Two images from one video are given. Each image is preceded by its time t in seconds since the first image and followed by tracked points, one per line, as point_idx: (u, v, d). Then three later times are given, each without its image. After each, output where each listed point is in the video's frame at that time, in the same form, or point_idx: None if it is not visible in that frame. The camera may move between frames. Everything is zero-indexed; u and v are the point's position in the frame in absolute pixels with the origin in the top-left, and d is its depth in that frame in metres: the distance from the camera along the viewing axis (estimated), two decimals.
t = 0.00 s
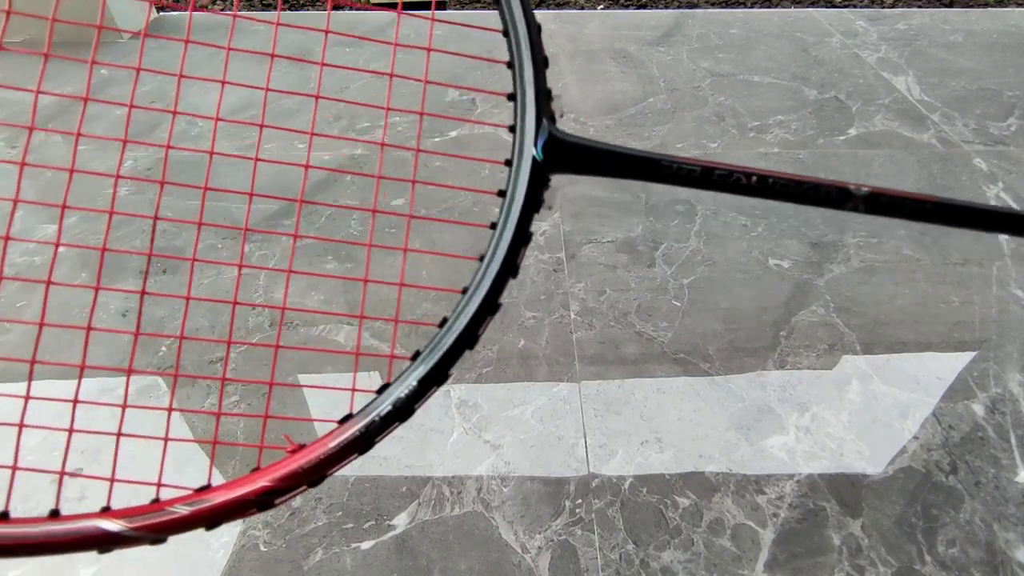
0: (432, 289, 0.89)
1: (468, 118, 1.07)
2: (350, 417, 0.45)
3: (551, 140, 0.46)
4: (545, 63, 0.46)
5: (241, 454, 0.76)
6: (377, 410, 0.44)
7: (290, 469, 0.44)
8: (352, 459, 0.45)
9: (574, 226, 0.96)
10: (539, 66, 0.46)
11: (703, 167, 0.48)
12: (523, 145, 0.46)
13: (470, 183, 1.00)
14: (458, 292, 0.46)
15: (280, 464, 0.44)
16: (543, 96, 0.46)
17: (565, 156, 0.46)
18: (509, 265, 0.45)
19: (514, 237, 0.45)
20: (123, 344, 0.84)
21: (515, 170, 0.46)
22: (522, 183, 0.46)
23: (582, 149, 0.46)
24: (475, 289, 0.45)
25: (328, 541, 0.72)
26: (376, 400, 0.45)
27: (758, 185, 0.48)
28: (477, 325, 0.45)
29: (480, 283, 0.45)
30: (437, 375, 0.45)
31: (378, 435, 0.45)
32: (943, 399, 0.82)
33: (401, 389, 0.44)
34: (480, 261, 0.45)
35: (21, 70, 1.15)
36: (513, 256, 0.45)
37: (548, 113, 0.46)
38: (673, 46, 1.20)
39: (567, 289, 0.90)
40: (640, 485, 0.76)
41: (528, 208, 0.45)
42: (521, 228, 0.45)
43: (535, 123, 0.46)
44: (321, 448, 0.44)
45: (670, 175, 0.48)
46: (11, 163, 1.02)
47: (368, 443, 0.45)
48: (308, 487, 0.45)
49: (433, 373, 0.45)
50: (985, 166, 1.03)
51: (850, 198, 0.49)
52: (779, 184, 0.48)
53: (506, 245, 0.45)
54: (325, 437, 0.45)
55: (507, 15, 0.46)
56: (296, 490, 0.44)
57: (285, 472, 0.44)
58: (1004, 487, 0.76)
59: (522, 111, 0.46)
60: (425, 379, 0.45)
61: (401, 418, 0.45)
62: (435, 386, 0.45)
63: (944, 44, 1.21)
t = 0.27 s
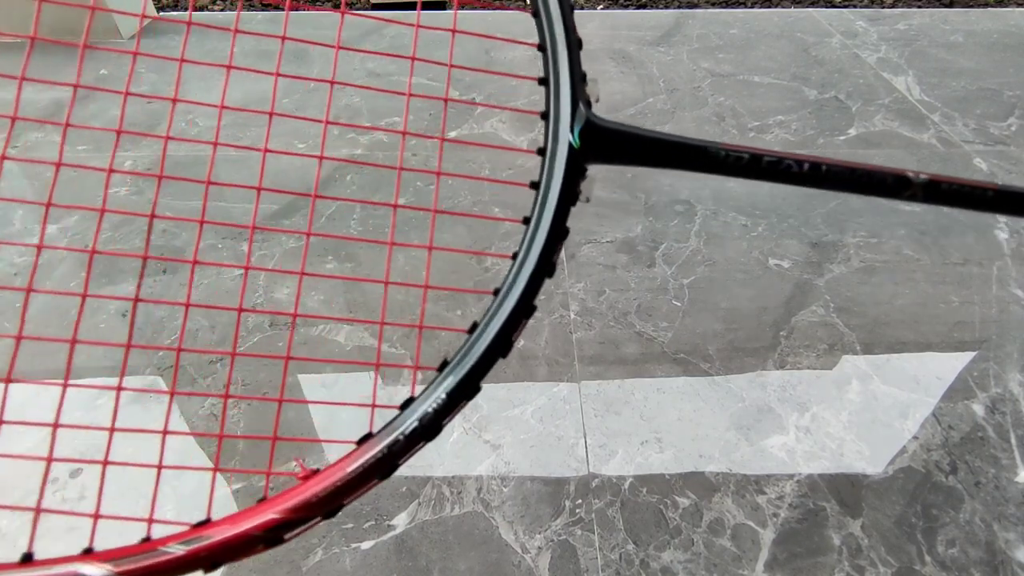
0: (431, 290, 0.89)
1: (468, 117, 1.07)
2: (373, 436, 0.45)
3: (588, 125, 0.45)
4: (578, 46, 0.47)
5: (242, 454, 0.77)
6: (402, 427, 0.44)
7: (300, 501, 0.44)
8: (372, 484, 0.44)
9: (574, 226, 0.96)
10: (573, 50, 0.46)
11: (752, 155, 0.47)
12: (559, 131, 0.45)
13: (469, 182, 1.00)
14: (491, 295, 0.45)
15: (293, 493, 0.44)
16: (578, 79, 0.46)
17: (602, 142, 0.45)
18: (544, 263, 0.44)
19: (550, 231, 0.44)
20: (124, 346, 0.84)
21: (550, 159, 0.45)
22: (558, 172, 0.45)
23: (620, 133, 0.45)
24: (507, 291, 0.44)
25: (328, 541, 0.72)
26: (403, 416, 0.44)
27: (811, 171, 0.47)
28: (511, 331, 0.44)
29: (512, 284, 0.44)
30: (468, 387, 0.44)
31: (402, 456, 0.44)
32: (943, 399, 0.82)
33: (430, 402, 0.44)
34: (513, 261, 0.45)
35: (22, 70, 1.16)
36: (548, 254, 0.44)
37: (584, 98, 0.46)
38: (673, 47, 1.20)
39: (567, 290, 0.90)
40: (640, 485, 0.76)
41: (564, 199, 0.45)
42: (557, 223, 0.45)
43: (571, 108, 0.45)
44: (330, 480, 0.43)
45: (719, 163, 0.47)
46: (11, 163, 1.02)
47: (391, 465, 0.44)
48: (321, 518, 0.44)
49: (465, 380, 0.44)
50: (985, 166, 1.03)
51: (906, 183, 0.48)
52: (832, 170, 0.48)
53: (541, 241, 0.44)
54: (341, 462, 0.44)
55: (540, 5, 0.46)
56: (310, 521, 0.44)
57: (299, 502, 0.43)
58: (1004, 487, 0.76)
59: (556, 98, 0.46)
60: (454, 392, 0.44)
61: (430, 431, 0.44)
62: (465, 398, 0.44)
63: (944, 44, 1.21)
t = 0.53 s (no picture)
0: (431, 290, 0.89)
1: (468, 118, 1.07)
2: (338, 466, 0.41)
3: (570, 119, 0.43)
4: (558, 37, 0.45)
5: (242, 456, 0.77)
6: (370, 455, 0.41)
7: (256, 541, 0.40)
8: (337, 519, 0.41)
9: (574, 226, 0.96)
10: (553, 42, 0.44)
11: (748, 151, 0.45)
12: (539, 126, 0.43)
13: (469, 182, 1.00)
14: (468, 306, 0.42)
15: (248, 533, 0.41)
16: (559, 71, 0.43)
17: (584, 138, 0.43)
18: (526, 270, 0.41)
19: (532, 234, 0.41)
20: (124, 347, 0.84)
21: (531, 156, 0.43)
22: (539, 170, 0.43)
23: (602, 129, 0.43)
24: (486, 301, 0.41)
25: (328, 541, 0.72)
26: (371, 442, 0.41)
27: (811, 167, 0.45)
28: (490, 345, 0.41)
29: (491, 294, 0.41)
30: (443, 408, 0.41)
31: (370, 488, 0.41)
32: (943, 399, 0.82)
33: (400, 426, 0.41)
34: (492, 269, 0.42)
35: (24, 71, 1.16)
36: (530, 258, 0.41)
37: (565, 92, 0.44)
38: (673, 47, 1.20)
39: (567, 290, 0.90)
40: (640, 485, 0.76)
41: (547, 199, 0.42)
42: (540, 224, 0.42)
43: (551, 102, 0.43)
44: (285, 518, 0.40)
45: (712, 161, 0.45)
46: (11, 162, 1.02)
47: (358, 498, 0.40)
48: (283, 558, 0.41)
49: (439, 401, 0.41)
50: (985, 165, 1.03)
51: (910, 179, 0.46)
52: (834, 166, 0.46)
53: (523, 245, 0.41)
54: (302, 496, 0.41)
55: None
56: (267, 563, 0.41)
57: (256, 541, 0.40)
58: (1004, 487, 0.76)
59: (535, 92, 0.43)
60: (428, 413, 0.41)
61: (401, 459, 0.41)
62: (441, 421, 0.41)
63: (944, 44, 1.21)
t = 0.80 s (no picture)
0: (431, 290, 0.89)
1: (468, 118, 1.07)
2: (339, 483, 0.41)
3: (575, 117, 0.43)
4: (561, 32, 0.44)
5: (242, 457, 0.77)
6: (372, 471, 0.40)
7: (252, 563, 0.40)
8: (336, 540, 0.41)
9: (574, 227, 0.96)
10: (555, 38, 0.44)
11: (758, 150, 0.45)
12: (543, 127, 0.43)
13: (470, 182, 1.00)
14: (472, 315, 0.42)
15: (243, 557, 0.40)
16: (561, 69, 0.43)
17: (590, 138, 0.43)
18: (530, 277, 0.41)
19: (536, 240, 0.41)
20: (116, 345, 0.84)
21: (534, 159, 0.43)
22: (542, 173, 0.43)
23: (607, 127, 0.43)
24: (490, 310, 0.41)
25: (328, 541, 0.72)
26: (373, 459, 0.41)
27: (823, 167, 0.45)
28: (494, 355, 0.41)
29: (495, 303, 0.41)
30: (447, 421, 0.41)
31: (372, 505, 0.41)
32: (943, 399, 0.82)
33: (403, 440, 0.41)
34: (495, 277, 0.42)
35: (23, 70, 1.16)
36: (534, 265, 0.41)
37: (569, 90, 0.43)
38: (674, 47, 1.20)
39: (567, 290, 0.90)
40: (640, 485, 0.76)
41: (551, 203, 0.42)
42: (544, 229, 0.41)
43: (556, 101, 0.43)
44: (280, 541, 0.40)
45: (722, 161, 0.45)
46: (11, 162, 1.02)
47: (359, 516, 0.40)
48: None
49: (442, 414, 0.41)
50: (985, 165, 1.03)
51: (923, 177, 0.47)
52: (845, 166, 0.46)
53: (527, 251, 0.41)
54: (300, 517, 0.41)
55: None
56: None
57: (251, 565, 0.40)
58: (1004, 487, 0.76)
59: (538, 92, 0.43)
60: (431, 427, 0.41)
61: (404, 475, 0.41)
62: (444, 433, 0.41)
63: (944, 44, 1.21)
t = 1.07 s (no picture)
0: (431, 289, 0.89)
1: (468, 117, 1.07)
2: (343, 498, 0.41)
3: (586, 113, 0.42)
4: (570, 26, 0.44)
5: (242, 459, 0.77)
6: (377, 486, 0.40)
7: None
8: (341, 554, 0.41)
9: (574, 227, 0.96)
10: (566, 34, 0.43)
11: (775, 148, 0.45)
12: (553, 126, 0.42)
13: (470, 182, 1.00)
14: (479, 322, 0.42)
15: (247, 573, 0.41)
16: (572, 65, 0.43)
17: (603, 135, 0.42)
18: (540, 282, 0.41)
19: (546, 242, 0.41)
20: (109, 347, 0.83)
21: (544, 158, 0.42)
22: (553, 174, 0.42)
23: (619, 124, 0.43)
24: (498, 317, 0.41)
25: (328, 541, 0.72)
26: (378, 473, 0.41)
27: (840, 165, 0.45)
28: (502, 362, 0.41)
29: (503, 310, 0.41)
30: (454, 432, 0.40)
31: (377, 519, 0.40)
32: (943, 399, 0.82)
33: (409, 453, 0.40)
34: (504, 283, 0.42)
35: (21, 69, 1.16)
36: (543, 270, 0.41)
37: (579, 87, 0.43)
38: (674, 47, 1.20)
39: (567, 290, 0.90)
40: (640, 485, 0.76)
41: (560, 206, 0.41)
42: (554, 232, 0.41)
43: (566, 97, 0.42)
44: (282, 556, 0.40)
45: (738, 159, 0.45)
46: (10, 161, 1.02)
47: (364, 530, 0.40)
48: None
49: (449, 425, 0.40)
50: (985, 165, 1.03)
51: (938, 176, 0.47)
52: (862, 164, 0.46)
53: (537, 256, 0.41)
54: (304, 533, 0.41)
55: None
56: None
57: None
58: (1004, 487, 0.76)
59: (548, 90, 0.43)
60: (438, 438, 0.40)
61: (410, 488, 0.40)
62: (452, 445, 0.41)
63: (944, 44, 1.21)
